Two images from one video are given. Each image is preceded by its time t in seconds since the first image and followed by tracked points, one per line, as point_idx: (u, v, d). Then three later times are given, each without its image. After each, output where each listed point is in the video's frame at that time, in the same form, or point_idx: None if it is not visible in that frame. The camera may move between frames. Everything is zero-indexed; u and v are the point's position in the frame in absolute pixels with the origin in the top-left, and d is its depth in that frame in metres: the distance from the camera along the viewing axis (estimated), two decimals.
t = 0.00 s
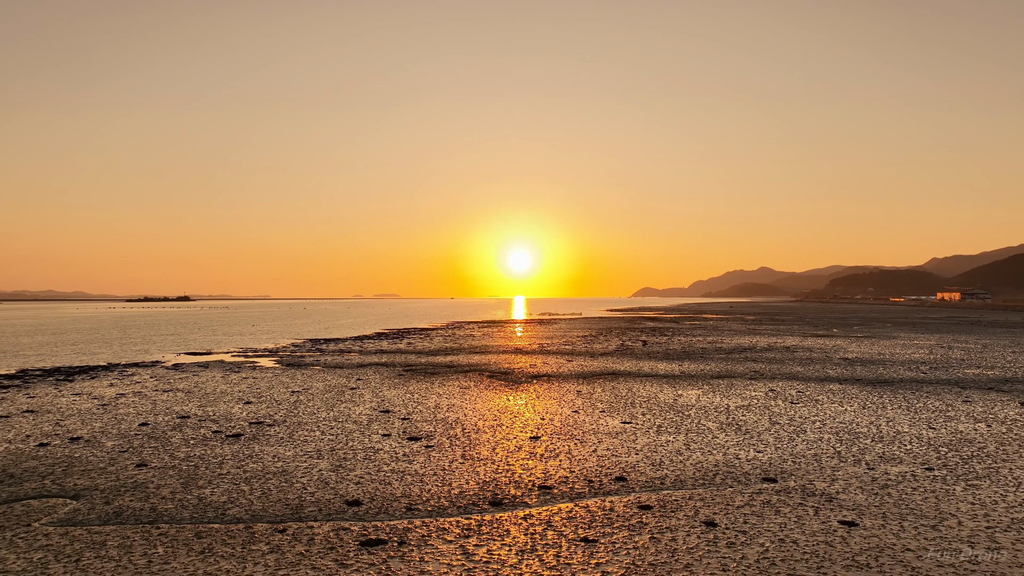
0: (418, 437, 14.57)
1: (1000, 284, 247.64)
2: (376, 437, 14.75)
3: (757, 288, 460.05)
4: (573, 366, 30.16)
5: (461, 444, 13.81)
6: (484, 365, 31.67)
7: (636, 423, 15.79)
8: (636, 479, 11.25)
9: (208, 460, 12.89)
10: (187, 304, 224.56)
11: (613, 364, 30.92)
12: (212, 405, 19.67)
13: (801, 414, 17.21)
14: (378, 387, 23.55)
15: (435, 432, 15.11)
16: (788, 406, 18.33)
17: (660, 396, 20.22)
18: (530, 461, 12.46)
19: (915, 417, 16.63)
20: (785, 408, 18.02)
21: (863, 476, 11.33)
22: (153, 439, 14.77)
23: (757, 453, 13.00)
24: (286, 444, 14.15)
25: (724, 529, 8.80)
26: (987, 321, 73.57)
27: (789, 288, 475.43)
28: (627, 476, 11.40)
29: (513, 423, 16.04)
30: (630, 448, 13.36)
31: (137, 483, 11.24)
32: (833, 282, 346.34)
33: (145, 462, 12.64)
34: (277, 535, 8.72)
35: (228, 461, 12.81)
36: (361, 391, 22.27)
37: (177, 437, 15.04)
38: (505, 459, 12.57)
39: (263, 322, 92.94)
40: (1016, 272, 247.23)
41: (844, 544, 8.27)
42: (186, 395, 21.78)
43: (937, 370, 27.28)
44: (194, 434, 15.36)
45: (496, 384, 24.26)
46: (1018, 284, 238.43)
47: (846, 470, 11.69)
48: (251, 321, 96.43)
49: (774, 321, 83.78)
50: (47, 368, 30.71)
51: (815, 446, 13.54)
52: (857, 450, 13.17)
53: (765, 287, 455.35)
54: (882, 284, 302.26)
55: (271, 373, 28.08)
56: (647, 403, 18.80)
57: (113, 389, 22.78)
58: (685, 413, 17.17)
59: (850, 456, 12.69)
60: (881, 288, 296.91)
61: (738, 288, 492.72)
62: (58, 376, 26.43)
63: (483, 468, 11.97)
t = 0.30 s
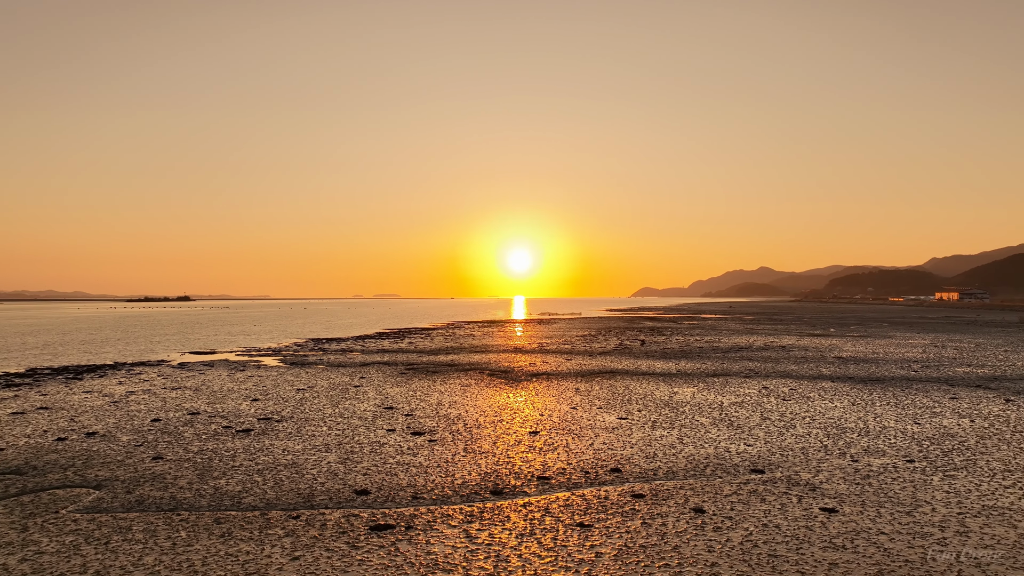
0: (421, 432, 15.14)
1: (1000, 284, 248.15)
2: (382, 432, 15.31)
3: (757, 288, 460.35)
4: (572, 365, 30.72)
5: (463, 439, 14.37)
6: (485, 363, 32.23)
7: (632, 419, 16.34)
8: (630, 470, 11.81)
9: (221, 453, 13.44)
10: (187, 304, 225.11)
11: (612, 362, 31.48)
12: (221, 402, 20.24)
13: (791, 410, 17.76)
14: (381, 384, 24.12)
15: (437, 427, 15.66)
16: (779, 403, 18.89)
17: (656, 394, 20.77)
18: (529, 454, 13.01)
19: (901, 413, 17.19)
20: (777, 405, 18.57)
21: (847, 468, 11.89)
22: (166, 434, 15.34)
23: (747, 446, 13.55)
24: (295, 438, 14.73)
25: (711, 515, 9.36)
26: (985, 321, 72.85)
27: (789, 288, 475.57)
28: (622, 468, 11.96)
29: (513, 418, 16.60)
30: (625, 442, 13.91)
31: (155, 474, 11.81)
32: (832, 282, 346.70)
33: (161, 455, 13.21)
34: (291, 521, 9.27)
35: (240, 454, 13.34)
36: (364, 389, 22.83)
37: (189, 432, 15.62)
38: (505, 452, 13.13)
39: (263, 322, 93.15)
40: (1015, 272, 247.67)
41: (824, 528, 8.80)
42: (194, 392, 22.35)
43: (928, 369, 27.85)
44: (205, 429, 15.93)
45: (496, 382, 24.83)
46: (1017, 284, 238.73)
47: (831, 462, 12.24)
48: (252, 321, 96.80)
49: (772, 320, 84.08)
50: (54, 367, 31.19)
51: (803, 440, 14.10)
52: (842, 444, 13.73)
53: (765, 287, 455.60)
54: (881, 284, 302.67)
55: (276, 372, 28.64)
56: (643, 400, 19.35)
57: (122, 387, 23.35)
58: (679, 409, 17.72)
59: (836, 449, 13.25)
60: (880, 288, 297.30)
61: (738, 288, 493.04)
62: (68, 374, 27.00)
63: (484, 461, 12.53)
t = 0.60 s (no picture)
0: (425, 427, 15.70)
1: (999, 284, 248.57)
2: (386, 427, 15.89)
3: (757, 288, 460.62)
4: (570, 364, 31.30)
5: (465, 434, 14.93)
6: (485, 362, 32.80)
7: (628, 415, 16.90)
8: (625, 462, 12.37)
9: (233, 447, 14.02)
10: (188, 304, 225.65)
11: (610, 361, 32.02)
12: (229, 399, 20.83)
13: (783, 407, 18.30)
14: (385, 382, 24.73)
15: (440, 423, 16.23)
16: (772, 400, 19.44)
17: (652, 391, 21.35)
18: (529, 448, 13.57)
19: (889, 409, 17.75)
20: (769, 402, 19.11)
21: (833, 460, 12.43)
22: (180, 429, 15.94)
23: (738, 440, 14.11)
24: (304, 433, 15.32)
25: (700, 503, 9.91)
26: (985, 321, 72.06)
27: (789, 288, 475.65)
28: (617, 460, 12.52)
29: (513, 414, 17.15)
30: (621, 436, 14.49)
31: (172, 466, 12.40)
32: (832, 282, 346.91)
33: (176, 449, 13.79)
34: (303, 508, 9.84)
35: (251, 448, 13.92)
36: (368, 387, 23.39)
37: (201, 427, 16.22)
38: (505, 446, 13.71)
39: (264, 322, 93.53)
40: (1014, 272, 248.04)
41: (805, 514, 9.36)
42: (202, 390, 22.94)
43: (919, 367, 28.42)
44: (216, 424, 16.51)
45: (497, 380, 25.35)
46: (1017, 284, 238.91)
47: (818, 455, 12.79)
48: (254, 321, 97.32)
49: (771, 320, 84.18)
50: (63, 366, 31.75)
51: (791, 434, 14.66)
52: (830, 438, 14.28)
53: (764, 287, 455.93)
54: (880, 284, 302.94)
55: (281, 371, 29.20)
56: (639, 397, 19.90)
57: (132, 385, 23.95)
58: (674, 406, 18.28)
59: (823, 443, 13.80)
60: (880, 288, 297.53)
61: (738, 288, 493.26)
62: (78, 373, 27.61)
63: (486, 454, 13.08)
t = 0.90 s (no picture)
0: (428, 423, 16.30)
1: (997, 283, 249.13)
2: (391, 422, 16.48)
3: (756, 288, 461.10)
4: (569, 363, 31.89)
5: (466, 428, 15.52)
6: (485, 362, 33.39)
7: (624, 411, 17.46)
8: (620, 455, 12.94)
9: (244, 441, 14.58)
10: (188, 305, 226.13)
11: (608, 360, 32.61)
12: (236, 396, 21.43)
13: (774, 403, 18.86)
14: (388, 380, 25.31)
15: (442, 419, 16.81)
16: (764, 397, 20.00)
17: (648, 389, 21.93)
18: (528, 441, 14.14)
19: (877, 405, 18.33)
20: (762, 399, 19.69)
21: (819, 453, 12.99)
22: (191, 424, 16.51)
23: (729, 434, 14.66)
24: (311, 428, 15.89)
25: (690, 492, 10.49)
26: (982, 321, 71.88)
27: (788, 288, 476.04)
28: (612, 453, 13.09)
29: (513, 411, 17.73)
30: (617, 431, 15.05)
31: (187, 459, 12.96)
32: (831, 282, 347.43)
33: (189, 443, 14.36)
34: (315, 497, 10.40)
35: (261, 442, 14.48)
36: (372, 385, 23.97)
37: (212, 423, 16.80)
38: (505, 440, 14.28)
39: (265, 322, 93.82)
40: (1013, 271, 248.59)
41: (789, 501, 9.93)
42: (210, 388, 23.52)
43: (911, 365, 28.99)
44: (226, 420, 17.08)
45: (496, 379, 25.93)
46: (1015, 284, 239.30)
47: (805, 448, 13.35)
48: (254, 321, 97.65)
49: (770, 320, 83.81)
50: (69, 365, 32.24)
51: (781, 429, 15.22)
52: (817, 432, 14.84)
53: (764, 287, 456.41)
54: (879, 283, 303.52)
55: (285, 369, 29.77)
56: (636, 395, 20.47)
57: (141, 383, 24.50)
58: (669, 403, 18.84)
59: (810, 437, 14.36)
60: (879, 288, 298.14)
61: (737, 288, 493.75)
62: (86, 372, 28.16)
63: (487, 447, 13.66)
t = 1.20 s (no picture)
0: (430, 419, 16.87)
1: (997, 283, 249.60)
2: (395, 418, 17.06)
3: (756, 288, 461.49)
4: (568, 361, 32.49)
5: (468, 424, 16.08)
6: (485, 360, 33.96)
7: (620, 408, 18.01)
8: (616, 448, 13.51)
9: (253, 436, 15.16)
10: (189, 305, 226.73)
11: (606, 359, 33.19)
12: (243, 394, 22.00)
13: (766, 400, 19.42)
14: (391, 379, 25.90)
15: (445, 415, 17.38)
16: (757, 394, 20.57)
17: (645, 386, 22.50)
18: (528, 436, 14.71)
19: (866, 402, 18.90)
20: (754, 396, 20.24)
21: (806, 446, 13.54)
22: (201, 421, 17.09)
23: (721, 430, 15.21)
24: (318, 424, 16.47)
25: (681, 482, 11.05)
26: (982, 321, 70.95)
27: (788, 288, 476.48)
28: (608, 447, 13.65)
29: (512, 407, 18.30)
30: (613, 426, 15.62)
31: (201, 452, 13.53)
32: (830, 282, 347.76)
33: (201, 438, 14.93)
34: (324, 487, 10.96)
35: (270, 437, 15.04)
36: (375, 383, 24.57)
37: (222, 419, 17.37)
38: (505, 434, 14.84)
39: (267, 322, 94.15)
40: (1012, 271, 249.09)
41: (774, 490, 10.50)
42: (217, 386, 24.10)
43: (903, 364, 29.56)
44: (235, 417, 17.65)
45: (497, 377, 26.50)
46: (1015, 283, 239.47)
47: (793, 442, 13.91)
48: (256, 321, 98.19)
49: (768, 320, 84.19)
50: (76, 364, 32.80)
51: (771, 425, 15.78)
52: (806, 427, 15.40)
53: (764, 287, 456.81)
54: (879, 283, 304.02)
55: (289, 368, 30.35)
56: (632, 392, 21.03)
57: (149, 382, 25.06)
58: (664, 400, 19.41)
59: (799, 432, 14.92)
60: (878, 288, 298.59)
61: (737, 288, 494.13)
62: (94, 370, 28.73)
63: (488, 441, 14.21)
